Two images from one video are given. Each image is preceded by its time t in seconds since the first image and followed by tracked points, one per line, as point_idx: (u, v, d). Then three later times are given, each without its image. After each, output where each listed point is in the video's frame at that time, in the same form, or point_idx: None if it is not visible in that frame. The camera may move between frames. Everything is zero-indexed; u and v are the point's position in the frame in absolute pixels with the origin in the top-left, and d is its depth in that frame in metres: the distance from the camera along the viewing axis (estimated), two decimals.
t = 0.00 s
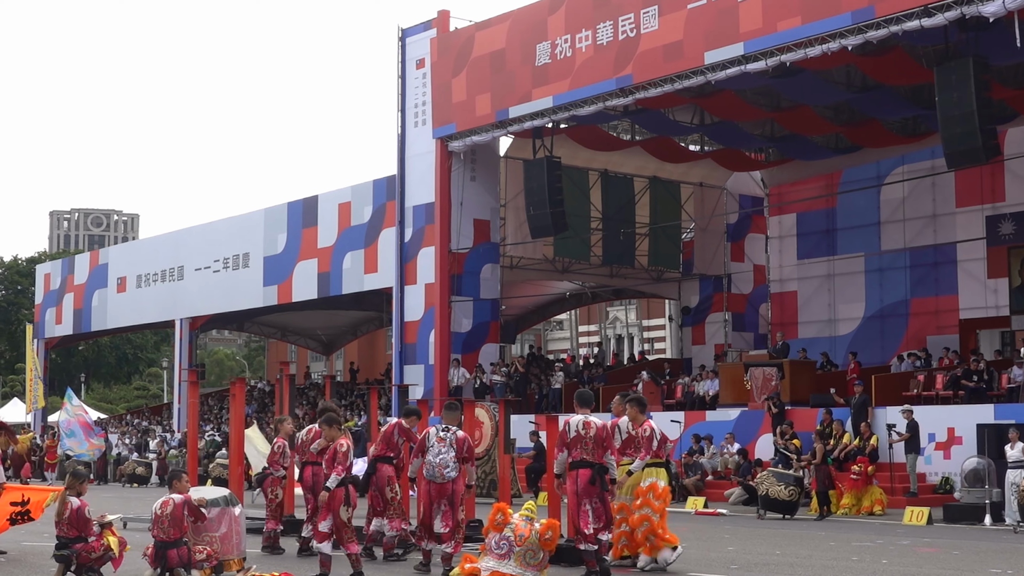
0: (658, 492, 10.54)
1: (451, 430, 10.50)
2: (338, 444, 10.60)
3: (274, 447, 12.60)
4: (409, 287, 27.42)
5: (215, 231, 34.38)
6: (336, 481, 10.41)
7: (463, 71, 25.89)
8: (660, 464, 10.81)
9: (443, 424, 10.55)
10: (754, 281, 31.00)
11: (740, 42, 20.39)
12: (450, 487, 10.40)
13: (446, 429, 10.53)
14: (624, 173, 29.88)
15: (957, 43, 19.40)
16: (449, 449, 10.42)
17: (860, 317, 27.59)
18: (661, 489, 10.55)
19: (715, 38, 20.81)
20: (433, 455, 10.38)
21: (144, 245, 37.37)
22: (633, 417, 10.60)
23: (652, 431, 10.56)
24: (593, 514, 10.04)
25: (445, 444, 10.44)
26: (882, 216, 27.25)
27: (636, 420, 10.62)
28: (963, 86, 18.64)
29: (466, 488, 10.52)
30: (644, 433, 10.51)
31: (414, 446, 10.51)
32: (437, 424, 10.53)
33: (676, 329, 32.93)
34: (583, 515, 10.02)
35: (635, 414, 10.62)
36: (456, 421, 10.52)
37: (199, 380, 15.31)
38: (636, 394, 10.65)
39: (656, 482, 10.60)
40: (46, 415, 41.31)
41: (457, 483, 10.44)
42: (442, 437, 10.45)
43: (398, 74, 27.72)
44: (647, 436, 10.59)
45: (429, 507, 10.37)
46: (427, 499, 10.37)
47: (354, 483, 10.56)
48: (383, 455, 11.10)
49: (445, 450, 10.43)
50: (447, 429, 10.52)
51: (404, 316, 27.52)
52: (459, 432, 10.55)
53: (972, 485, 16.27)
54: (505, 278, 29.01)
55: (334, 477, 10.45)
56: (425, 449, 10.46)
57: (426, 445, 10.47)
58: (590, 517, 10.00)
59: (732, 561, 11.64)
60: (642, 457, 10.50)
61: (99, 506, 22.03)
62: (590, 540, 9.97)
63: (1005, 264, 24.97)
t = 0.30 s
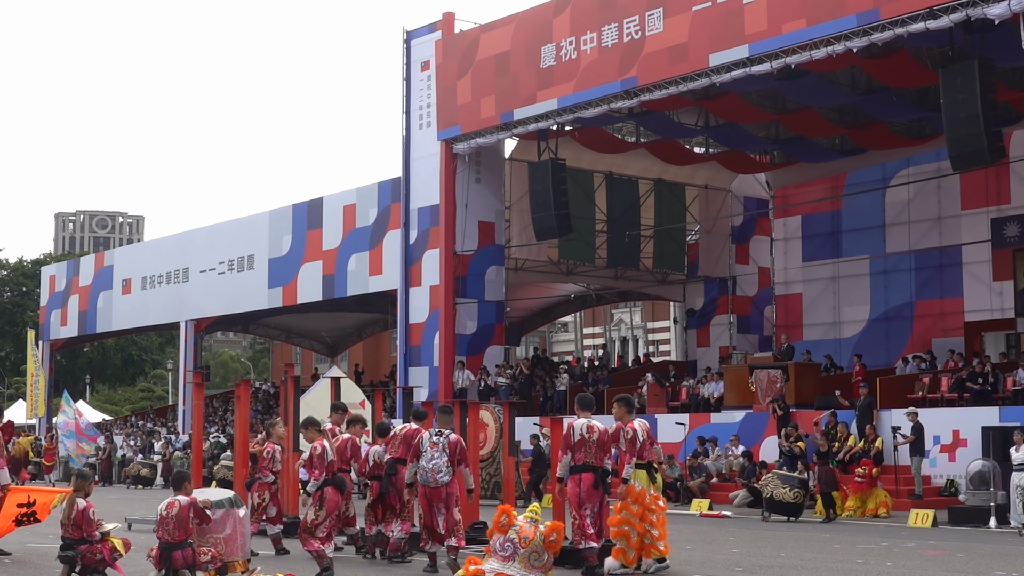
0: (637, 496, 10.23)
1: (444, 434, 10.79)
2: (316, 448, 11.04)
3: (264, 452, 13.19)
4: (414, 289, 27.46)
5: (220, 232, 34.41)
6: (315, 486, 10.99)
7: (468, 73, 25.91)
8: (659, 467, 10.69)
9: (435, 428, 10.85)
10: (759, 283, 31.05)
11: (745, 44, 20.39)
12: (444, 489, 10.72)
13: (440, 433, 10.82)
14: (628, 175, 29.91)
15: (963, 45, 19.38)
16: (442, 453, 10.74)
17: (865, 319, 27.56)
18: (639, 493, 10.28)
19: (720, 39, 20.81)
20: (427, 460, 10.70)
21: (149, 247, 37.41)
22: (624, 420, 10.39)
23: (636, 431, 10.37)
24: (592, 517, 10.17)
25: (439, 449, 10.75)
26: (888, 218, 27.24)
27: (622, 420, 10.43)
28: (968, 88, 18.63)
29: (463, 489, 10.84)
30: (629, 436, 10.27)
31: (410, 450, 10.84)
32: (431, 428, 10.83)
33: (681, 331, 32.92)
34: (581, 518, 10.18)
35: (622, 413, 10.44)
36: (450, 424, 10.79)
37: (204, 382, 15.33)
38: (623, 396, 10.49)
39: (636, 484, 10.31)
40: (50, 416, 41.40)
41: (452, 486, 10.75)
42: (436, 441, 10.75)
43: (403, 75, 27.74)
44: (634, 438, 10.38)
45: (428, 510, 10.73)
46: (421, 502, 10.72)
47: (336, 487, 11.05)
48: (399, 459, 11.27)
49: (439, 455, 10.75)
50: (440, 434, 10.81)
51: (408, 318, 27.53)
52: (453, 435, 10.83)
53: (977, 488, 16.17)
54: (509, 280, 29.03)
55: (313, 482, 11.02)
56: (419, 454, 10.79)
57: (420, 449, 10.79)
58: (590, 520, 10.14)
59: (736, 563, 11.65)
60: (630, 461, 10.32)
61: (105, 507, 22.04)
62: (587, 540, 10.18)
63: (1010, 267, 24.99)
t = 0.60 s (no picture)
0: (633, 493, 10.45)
1: (439, 431, 11.17)
2: (281, 467, 10.28)
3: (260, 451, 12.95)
4: (418, 289, 27.44)
5: (225, 232, 34.44)
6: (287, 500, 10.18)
7: (473, 73, 25.92)
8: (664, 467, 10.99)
9: (430, 426, 11.21)
10: (763, 282, 30.94)
11: (749, 44, 20.39)
12: (441, 486, 11.12)
13: (434, 431, 11.19)
14: (633, 175, 29.87)
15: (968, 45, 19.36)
16: (438, 451, 11.12)
17: (870, 319, 27.55)
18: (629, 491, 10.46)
19: (725, 39, 20.81)
20: (423, 458, 11.07)
21: (154, 246, 37.45)
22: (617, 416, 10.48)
23: (631, 425, 10.64)
24: (592, 515, 10.20)
25: (434, 446, 11.13)
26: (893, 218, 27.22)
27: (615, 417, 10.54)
28: (973, 88, 18.62)
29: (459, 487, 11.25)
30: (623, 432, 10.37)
31: (405, 450, 11.21)
32: (426, 427, 11.18)
33: (685, 331, 32.90)
34: (579, 515, 10.18)
35: (615, 410, 10.52)
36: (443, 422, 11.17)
37: (208, 382, 15.38)
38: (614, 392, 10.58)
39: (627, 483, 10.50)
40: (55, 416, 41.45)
41: (448, 482, 11.19)
42: (431, 440, 11.13)
43: (408, 75, 27.76)
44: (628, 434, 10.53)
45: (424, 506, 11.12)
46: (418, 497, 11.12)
47: (307, 490, 10.10)
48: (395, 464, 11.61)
49: (435, 453, 11.14)
50: (434, 432, 11.18)
51: (413, 317, 27.55)
52: (446, 433, 11.24)
53: (982, 488, 16.19)
54: (514, 280, 29.06)
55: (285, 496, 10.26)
56: (415, 453, 11.16)
57: (415, 448, 11.15)
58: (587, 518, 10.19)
59: (741, 563, 11.64)
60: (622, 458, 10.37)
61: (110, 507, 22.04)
62: (588, 538, 10.16)
63: (1015, 266, 24.95)
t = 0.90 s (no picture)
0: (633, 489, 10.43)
1: (434, 430, 11.35)
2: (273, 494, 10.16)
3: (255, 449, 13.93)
4: (422, 287, 27.47)
5: (229, 230, 34.48)
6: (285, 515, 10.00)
7: (476, 71, 25.92)
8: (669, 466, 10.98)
9: (426, 425, 11.38)
10: (767, 280, 30.99)
11: (753, 42, 20.38)
12: (439, 485, 11.27)
13: (430, 430, 11.35)
14: (637, 173, 29.89)
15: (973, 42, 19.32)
16: (436, 449, 11.29)
17: (874, 317, 27.53)
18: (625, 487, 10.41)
19: (729, 37, 20.79)
20: (422, 456, 11.20)
21: (158, 245, 37.52)
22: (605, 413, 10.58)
23: (637, 427, 10.65)
24: (582, 516, 10.32)
25: (433, 445, 11.29)
26: (896, 216, 27.18)
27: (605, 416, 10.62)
28: (978, 86, 18.60)
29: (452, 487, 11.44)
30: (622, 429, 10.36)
31: (401, 447, 11.30)
32: (422, 426, 11.32)
33: (689, 329, 32.87)
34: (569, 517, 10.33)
35: (604, 408, 10.60)
36: (437, 421, 11.38)
37: (213, 380, 15.36)
38: (603, 390, 10.68)
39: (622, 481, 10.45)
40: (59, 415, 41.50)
41: (443, 483, 11.31)
42: (429, 438, 11.27)
43: (412, 74, 27.76)
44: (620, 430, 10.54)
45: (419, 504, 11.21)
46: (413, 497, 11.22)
47: (305, 501, 9.99)
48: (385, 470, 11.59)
49: (434, 452, 11.29)
50: (431, 430, 11.35)
51: (417, 316, 27.56)
52: (441, 432, 11.43)
53: (987, 486, 16.26)
54: (518, 278, 29.08)
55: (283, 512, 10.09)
56: (413, 452, 11.28)
57: (413, 446, 11.27)
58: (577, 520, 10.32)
59: (745, 561, 11.64)
60: (620, 455, 10.39)
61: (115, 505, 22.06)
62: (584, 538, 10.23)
63: (1020, 264, 24.91)
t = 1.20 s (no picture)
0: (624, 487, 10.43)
1: (423, 427, 11.57)
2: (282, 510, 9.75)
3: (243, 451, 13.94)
4: (426, 285, 27.50)
5: (232, 228, 34.49)
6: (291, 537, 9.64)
7: (479, 69, 25.92)
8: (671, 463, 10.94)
9: (415, 422, 11.58)
10: (771, 277, 31.05)
11: (756, 38, 20.37)
12: (430, 481, 11.54)
13: (420, 428, 11.56)
14: (640, 170, 29.85)
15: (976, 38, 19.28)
16: (429, 446, 11.54)
17: (877, 314, 27.52)
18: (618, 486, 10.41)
19: (731, 34, 20.77)
20: (417, 453, 11.44)
21: (161, 243, 37.56)
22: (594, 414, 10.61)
23: (639, 425, 10.61)
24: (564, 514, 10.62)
25: (426, 441, 11.52)
26: (900, 213, 27.16)
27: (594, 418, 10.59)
28: (981, 82, 18.57)
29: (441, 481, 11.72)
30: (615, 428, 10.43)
31: (394, 447, 11.44)
32: (412, 424, 11.53)
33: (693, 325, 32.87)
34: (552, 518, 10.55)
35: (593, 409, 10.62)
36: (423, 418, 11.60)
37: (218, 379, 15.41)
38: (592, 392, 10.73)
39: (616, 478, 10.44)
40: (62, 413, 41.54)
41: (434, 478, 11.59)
42: (421, 435, 11.50)
43: (414, 71, 27.76)
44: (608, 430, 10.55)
45: (408, 500, 11.51)
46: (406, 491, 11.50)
47: (314, 532, 9.65)
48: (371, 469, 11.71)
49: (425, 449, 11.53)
50: (420, 427, 11.56)
51: (421, 314, 27.60)
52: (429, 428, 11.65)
53: (990, 482, 16.24)
54: (521, 276, 29.10)
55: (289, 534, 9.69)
56: (407, 450, 11.47)
57: (406, 445, 11.46)
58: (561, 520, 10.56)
59: (749, 558, 11.64)
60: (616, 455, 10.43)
61: (119, 504, 22.11)
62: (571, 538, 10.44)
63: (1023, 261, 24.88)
